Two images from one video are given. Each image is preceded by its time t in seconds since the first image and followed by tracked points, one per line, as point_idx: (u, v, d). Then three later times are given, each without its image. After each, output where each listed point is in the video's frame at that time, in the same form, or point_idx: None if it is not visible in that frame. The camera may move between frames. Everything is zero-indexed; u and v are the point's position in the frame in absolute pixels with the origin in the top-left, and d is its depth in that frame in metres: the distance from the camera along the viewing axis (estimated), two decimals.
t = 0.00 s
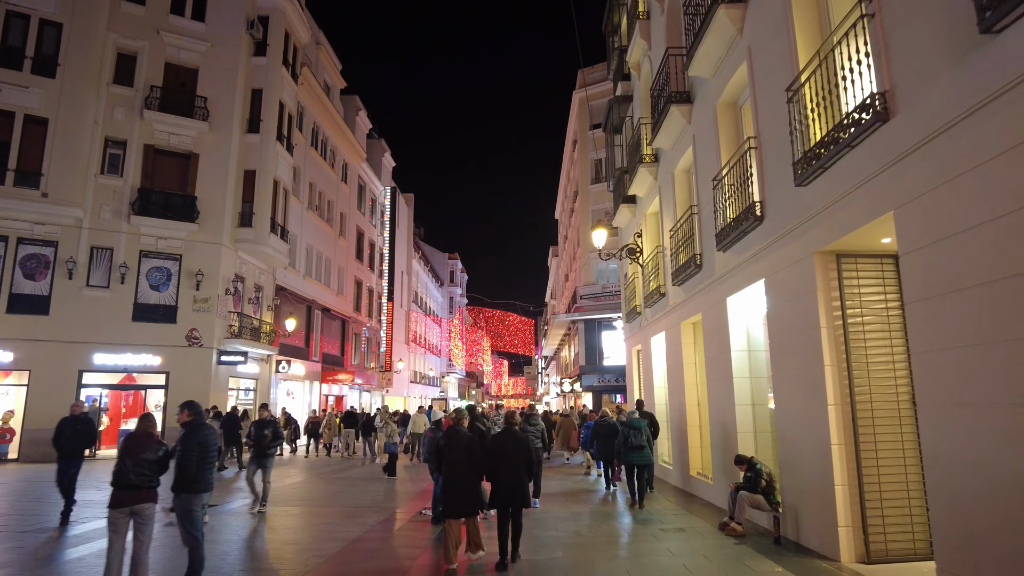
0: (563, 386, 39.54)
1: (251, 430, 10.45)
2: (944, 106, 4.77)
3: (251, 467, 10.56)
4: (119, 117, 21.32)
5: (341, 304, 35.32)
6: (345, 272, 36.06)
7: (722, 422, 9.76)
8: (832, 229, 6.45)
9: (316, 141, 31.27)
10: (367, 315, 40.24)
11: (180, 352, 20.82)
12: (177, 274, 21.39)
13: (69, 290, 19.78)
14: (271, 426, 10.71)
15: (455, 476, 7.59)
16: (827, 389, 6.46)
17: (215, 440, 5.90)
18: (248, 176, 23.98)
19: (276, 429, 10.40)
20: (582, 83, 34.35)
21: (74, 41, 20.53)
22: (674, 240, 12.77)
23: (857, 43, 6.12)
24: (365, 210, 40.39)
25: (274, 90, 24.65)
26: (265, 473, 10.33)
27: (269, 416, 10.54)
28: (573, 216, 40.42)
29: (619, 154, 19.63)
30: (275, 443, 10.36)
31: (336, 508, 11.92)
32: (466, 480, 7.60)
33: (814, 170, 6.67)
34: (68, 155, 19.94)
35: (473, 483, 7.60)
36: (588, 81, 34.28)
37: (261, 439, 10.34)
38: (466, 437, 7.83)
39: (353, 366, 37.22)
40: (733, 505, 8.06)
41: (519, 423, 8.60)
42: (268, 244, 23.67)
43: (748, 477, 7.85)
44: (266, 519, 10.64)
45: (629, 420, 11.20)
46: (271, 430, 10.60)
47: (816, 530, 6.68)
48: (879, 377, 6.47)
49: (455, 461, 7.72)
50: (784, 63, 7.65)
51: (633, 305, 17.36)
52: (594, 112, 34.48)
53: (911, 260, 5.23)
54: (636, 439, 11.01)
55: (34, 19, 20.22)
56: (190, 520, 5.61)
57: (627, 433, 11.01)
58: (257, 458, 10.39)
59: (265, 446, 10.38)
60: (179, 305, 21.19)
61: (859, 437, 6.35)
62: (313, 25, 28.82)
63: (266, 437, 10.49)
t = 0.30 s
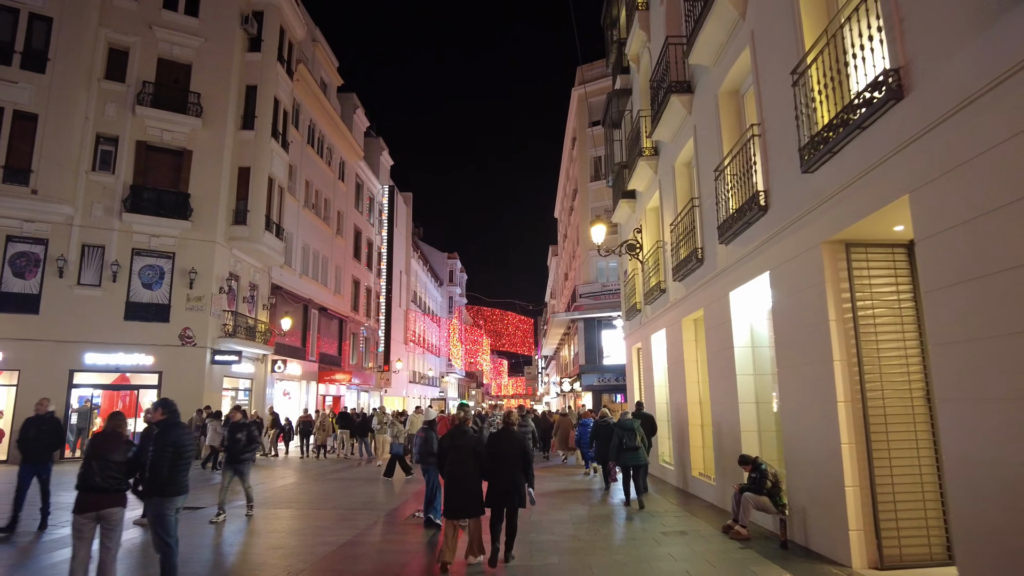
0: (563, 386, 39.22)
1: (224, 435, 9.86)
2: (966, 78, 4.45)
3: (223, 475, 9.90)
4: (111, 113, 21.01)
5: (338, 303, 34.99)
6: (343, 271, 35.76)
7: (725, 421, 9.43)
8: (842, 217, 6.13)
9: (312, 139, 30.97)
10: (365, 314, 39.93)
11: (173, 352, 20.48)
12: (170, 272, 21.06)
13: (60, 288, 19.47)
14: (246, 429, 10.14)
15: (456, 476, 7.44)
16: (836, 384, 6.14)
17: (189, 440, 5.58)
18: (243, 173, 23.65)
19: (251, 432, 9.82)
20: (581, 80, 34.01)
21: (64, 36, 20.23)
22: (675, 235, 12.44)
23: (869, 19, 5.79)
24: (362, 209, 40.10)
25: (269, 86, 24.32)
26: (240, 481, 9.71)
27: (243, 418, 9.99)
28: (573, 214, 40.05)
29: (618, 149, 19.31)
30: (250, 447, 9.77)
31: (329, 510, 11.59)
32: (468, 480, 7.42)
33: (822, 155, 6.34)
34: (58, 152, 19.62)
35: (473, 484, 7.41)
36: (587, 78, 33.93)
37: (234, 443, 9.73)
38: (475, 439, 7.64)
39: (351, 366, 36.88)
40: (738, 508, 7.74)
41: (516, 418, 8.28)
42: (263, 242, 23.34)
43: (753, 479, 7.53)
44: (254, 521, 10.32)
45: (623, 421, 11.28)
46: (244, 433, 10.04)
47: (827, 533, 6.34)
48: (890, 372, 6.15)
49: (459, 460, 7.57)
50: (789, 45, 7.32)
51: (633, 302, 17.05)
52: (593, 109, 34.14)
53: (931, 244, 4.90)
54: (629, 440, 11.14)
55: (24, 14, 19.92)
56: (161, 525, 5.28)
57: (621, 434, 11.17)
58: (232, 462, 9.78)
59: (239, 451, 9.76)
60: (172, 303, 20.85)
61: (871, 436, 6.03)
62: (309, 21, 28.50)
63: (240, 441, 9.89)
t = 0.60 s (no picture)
0: (567, 387, 38.88)
1: (202, 433, 8.99)
2: (1005, 50, 4.08)
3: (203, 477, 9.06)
4: (110, 111, 20.79)
5: (341, 302, 34.74)
6: (345, 270, 35.51)
7: (736, 422, 9.08)
8: (862, 206, 5.79)
9: (314, 137, 30.72)
10: (368, 314, 39.65)
11: (172, 351, 20.23)
12: (170, 271, 20.82)
13: (58, 287, 19.26)
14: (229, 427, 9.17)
15: (466, 479, 7.24)
16: (857, 384, 5.80)
17: (172, 442, 5.25)
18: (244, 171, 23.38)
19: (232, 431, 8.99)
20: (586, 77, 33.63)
21: (62, 33, 20.02)
22: (682, 230, 12.10)
23: None
24: (365, 208, 39.86)
25: (270, 83, 24.04)
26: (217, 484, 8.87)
27: (224, 416, 9.17)
28: (577, 213, 39.70)
29: (623, 144, 18.95)
30: (230, 447, 8.92)
31: (328, 513, 11.30)
32: (477, 484, 7.23)
33: (840, 141, 6.00)
34: (55, 149, 19.39)
35: (481, 487, 7.29)
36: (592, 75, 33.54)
37: (212, 443, 8.86)
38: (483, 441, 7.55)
39: (354, 366, 36.62)
40: (750, 512, 7.42)
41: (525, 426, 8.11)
42: (264, 241, 23.08)
43: (766, 482, 7.20)
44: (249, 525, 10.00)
45: (625, 421, 11.08)
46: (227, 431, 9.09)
47: (846, 540, 6.00)
48: (914, 370, 5.82)
49: (465, 462, 7.43)
50: (804, 27, 6.97)
51: (639, 300, 16.70)
52: (598, 106, 33.75)
53: (960, 233, 4.57)
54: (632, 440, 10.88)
55: (22, 10, 19.72)
56: (143, 532, 5.00)
57: (623, 435, 10.94)
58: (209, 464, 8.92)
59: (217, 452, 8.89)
60: (172, 302, 20.61)
61: (894, 438, 5.71)
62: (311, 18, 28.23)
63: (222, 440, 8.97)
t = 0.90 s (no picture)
0: (579, 386, 38.45)
1: (188, 435, 8.66)
2: None
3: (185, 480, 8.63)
4: (117, 108, 20.69)
5: (351, 302, 34.54)
6: (355, 270, 35.31)
7: (756, 422, 8.71)
8: (894, 192, 5.42)
9: (323, 135, 30.55)
10: (378, 313, 39.44)
11: (180, 350, 20.08)
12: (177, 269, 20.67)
13: (66, 285, 19.18)
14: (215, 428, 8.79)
15: (478, 480, 6.97)
16: (889, 382, 5.44)
17: (162, 441, 4.97)
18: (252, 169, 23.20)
19: (221, 434, 8.71)
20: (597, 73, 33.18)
21: (70, 30, 19.95)
22: (697, 224, 11.74)
23: None
24: (375, 207, 39.68)
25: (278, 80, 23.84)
26: (204, 489, 8.58)
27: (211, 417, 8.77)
28: (588, 211, 39.28)
29: (636, 139, 18.56)
30: (218, 451, 8.64)
31: (335, 515, 11.03)
32: (490, 484, 6.95)
33: (869, 123, 5.63)
34: (62, 146, 19.29)
35: (495, 488, 7.00)
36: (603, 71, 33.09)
37: (199, 446, 8.56)
38: (494, 438, 7.31)
39: (364, 366, 36.41)
40: (772, 517, 7.07)
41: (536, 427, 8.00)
42: (272, 239, 22.89)
43: (789, 485, 6.86)
44: (253, 527, 9.73)
45: (637, 420, 10.72)
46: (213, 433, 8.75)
47: (879, 548, 5.62)
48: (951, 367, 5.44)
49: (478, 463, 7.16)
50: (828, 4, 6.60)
51: (652, 297, 16.31)
52: (609, 103, 33.28)
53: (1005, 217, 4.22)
54: (643, 440, 10.55)
55: (29, 7, 19.66)
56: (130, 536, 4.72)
57: (634, 434, 10.64)
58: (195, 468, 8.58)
59: (204, 455, 8.61)
60: (180, 301, 20.47)
61: (930, 440, 5.34)
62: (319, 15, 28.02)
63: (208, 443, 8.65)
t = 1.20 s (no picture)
0: (586, 387, 38.04)
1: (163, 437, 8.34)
2: None
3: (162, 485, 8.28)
4: (120, 107, 20.54)
5: (356, 301, 34.31)
6: (361, 269, 35.09)
7: (770, 423, 8.36)
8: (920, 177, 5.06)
9: (328, 134, 30.35)
10: (384, 313, 39.20)
11: (183, 350, 19.88)
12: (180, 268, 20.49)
13: (68, 284, 19.03)
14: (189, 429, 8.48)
15: (486, 482, 6.70)
16: (916, 381, 5.08)
17: (143, 443, 4.70)
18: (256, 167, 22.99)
19: (199, 433, 8.42)
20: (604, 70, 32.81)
21: (72, 27, 19.82)
22: (708, 219, 11.39)
23: None
24: (381, 206, 39.46)
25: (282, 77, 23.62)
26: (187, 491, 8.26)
27: (187, 416, 8.47)
28: (595, 211, 38.87)
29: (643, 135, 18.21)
30: (196, 451, 8.34)
31: (335, 518, 10.74)
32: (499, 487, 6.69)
33: (893, 104, 5.26)
34: (64, 145, 19.16)
35: (504, 489, 6.75)
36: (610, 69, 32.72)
37: (176, 447, 8.23)
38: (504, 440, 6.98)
39: (370, 366, 36.19)
40: (788, 523, 6.73)
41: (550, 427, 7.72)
42: (276, 238, 22.68)
43: (806, 490, 6.52)
44: (248, 531, 9.45)
45: (642, 419, 10.38)
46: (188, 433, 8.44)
47: (904, 557, 5.27)
48: (981, 362, 5.10)
49: (486, 464, 6.87)
50: None
51: (661, 296, 15.96)
52: (616, 100, 32.91)
53: None
54: (648, 440, 10.21)
55: (31, 5, 19.54)
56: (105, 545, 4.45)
57: (637, 433, 10.31)
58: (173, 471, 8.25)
59: (181, 456, 8.29)
60: (183, 300, 20.27)
61: (961, 442, 4.99)
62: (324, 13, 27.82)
63: (184, 444, 8.32)
